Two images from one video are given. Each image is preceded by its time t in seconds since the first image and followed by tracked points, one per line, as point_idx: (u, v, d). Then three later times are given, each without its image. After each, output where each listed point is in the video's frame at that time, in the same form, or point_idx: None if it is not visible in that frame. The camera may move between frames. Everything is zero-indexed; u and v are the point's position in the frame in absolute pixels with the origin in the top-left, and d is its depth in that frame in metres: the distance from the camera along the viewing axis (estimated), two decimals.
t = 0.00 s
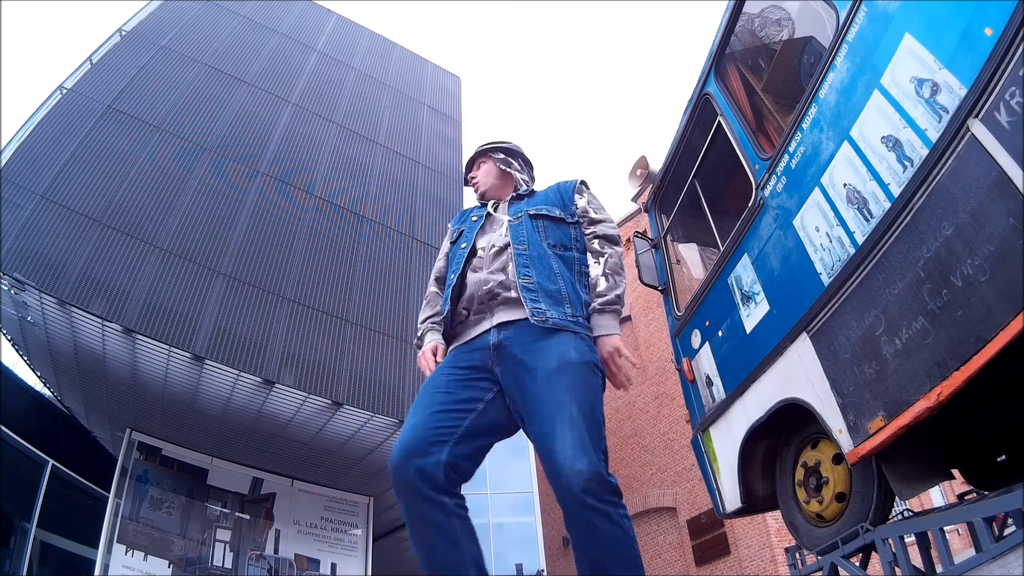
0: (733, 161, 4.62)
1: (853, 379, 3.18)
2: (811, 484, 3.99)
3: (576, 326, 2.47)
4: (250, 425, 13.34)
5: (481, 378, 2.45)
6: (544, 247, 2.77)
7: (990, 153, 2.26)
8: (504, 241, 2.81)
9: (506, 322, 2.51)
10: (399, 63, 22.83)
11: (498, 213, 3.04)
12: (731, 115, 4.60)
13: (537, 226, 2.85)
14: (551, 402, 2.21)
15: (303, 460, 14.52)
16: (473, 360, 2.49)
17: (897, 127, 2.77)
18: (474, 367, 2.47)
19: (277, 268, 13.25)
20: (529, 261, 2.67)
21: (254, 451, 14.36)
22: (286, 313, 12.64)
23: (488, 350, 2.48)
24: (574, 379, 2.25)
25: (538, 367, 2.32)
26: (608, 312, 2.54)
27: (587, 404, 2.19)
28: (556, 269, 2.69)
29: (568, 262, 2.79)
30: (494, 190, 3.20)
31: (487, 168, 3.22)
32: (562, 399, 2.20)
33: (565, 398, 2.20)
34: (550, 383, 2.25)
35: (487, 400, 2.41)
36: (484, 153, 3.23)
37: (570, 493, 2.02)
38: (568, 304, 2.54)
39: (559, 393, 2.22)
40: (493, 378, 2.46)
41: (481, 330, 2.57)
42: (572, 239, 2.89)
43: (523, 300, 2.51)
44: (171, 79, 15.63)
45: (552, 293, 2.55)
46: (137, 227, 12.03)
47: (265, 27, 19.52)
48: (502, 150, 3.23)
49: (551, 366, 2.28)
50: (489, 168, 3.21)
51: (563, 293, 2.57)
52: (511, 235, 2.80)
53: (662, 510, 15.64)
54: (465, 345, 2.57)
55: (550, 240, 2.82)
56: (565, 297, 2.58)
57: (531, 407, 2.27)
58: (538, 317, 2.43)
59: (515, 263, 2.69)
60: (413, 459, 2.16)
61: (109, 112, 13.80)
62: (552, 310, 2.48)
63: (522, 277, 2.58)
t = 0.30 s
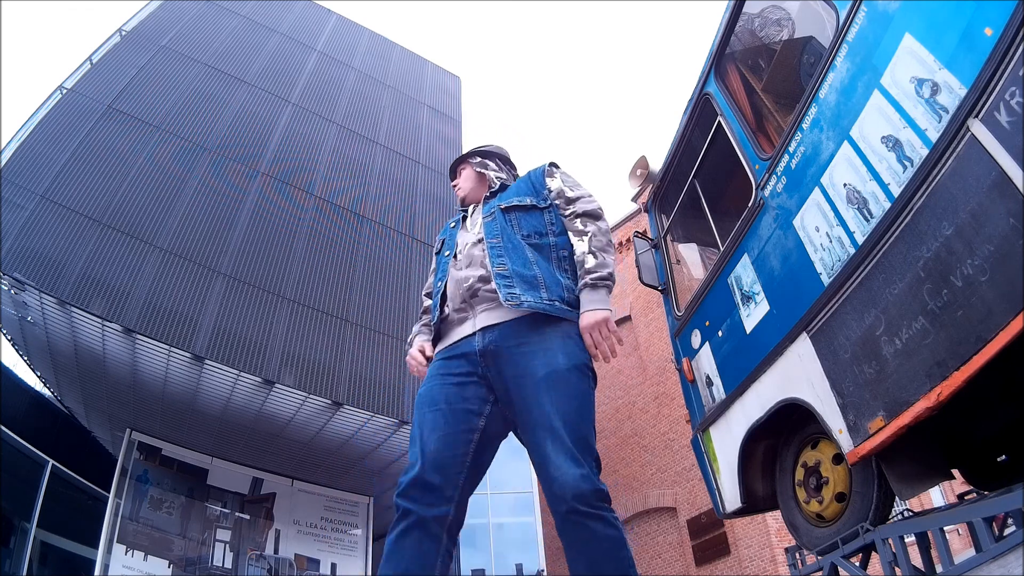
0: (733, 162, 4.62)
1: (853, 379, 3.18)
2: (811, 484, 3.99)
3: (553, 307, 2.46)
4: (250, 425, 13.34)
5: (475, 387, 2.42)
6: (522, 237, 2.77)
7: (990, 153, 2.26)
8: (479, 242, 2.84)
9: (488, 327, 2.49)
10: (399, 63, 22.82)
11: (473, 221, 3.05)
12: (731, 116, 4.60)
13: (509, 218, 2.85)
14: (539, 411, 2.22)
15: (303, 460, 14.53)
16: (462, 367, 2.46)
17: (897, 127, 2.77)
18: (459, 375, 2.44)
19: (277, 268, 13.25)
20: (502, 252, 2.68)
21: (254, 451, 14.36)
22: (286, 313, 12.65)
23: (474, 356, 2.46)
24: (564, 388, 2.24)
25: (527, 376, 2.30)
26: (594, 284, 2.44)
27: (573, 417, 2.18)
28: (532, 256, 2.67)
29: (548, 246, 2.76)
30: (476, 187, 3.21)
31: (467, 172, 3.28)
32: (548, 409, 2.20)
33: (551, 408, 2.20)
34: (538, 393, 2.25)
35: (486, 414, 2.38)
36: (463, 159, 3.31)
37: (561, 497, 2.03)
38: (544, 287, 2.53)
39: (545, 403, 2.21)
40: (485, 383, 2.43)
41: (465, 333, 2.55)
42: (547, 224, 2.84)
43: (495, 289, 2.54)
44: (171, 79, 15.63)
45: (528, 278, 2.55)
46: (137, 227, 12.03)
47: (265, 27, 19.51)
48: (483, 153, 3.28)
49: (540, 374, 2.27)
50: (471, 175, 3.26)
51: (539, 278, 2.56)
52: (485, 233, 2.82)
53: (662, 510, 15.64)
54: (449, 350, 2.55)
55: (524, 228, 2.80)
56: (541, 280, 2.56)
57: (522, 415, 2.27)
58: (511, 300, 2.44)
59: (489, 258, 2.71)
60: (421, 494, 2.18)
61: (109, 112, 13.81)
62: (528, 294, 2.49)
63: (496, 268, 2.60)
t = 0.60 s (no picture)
0: (733, 162, 4.62)
1: (853, 379, 3.18)
2: (811, 484, 3.99)
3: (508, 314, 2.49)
4: (250, 425, 13.35)
5: (458, 381, 2.38)
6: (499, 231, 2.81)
7: (990, 153, 2.26)
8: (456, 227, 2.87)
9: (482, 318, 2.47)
10: (400, 63, 22.82)
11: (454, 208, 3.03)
12: (731, 115, 4.60)
13: (495, 205, 2.92)
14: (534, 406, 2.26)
15: (303, 460, 14.53)
16: (446, 359, 2.41)
17: (897, 127, 2.77)
18: (443, 365, 2.40)
19: (277, 268, 13.25)
20: (472, 239, 2.73)
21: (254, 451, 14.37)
22: (286, 313, 12.65)
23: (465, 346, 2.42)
24: (554, 384, 2.33)
25: (518, 369, 2.34)
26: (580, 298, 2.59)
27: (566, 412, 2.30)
28: (504, 251, 2.71)
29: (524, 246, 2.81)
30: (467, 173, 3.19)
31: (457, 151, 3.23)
32: (542, 402, 2.26)
33: (545, 402, 2.28)
34: (532, 388, 2.29)
35: (467, 413, 2.36)
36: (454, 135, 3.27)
37: (557, 494, 2.08)
38: (506, 288, 2.57)
39: (541, 398, 2.27)
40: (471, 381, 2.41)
41: (451, 321, 2.50)
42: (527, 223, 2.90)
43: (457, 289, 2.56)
44: (171, 79, 15.63)
45: (492, 275, 2.59)
46: (137, 227, 12.03)
47: (265, 27, 19.52)
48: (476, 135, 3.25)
49: (534, 370, 2.32)
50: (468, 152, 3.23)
51: (503, 276, 2.60)
52: (466, 213, 2.88)
53: (662, 510, 15.64)
54: (433, 336, 2.51)
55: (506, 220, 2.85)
56: (505, 280, 2.60)
57: (509, 408, 2.29)
58: (464, 309, 2.48)
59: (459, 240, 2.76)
60: (407, 496, 2.14)
61: (108, 112, 13.81)
62: (484, 295, 2.53)
63: (462, 258, 2.64)
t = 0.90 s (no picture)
0: (733, 162, 4.62)
1: (853, 379, 3.18)
2: (811, 484, 3.99)
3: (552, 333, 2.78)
4: (250, 425, 13.35)
5: (458, 382, 2.38)
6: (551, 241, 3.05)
7: (991, 153, 2.26)
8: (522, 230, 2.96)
9: (487, 321, 2.51)
10: (399, 63, 22.81)
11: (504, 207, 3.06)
12: (731, 115, 4.60)
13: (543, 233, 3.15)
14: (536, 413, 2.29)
15: (303, 460, 14.54)
16: (444, 358, 2.40)
17: (897, 127, 2.77)
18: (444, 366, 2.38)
19: (277, 268, 13.25)
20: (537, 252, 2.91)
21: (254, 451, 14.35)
22: (286, 313, 12.65)
23: (466, 348, 2.43)
24: (553, 393, 2.38)
25: (519, 376, 2.39)
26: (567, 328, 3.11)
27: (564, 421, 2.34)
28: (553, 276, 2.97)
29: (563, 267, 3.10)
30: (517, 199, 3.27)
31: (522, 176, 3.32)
32: (540, 408, 2.31)
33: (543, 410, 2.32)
34: (532, 394, 2.34)
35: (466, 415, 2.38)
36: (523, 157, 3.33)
37: (556, 495, 2.10)
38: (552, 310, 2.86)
39: (540, 404, 2.32)
40: (469, 381, 2.42)
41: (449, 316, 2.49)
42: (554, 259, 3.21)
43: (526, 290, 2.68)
44: (171, 79, 15.63)
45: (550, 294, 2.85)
46: (137, 227, 12.03)
47: (265, 27, 19.51)
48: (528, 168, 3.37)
49: (535, 378, 2.38)
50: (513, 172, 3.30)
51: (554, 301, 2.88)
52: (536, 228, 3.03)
53: (662, 510, 15.65)
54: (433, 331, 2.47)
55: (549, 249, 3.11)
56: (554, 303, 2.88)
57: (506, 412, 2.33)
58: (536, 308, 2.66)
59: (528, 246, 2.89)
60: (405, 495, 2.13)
61: (109, 113, 13.81)
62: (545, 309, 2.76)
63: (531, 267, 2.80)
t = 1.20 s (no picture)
0: (733, 162, 4.62)
1: (853, 379, 3.18)
2: (811, 484, 3.99)
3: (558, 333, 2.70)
4: (250, 425, 13.34)
5: (439, 383, 2.45)
6: (544, 247, 2.95)
7: (991, 153, 2.26)
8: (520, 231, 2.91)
9: (455, 322, 2.50)
10: (399, 63, 22.82)
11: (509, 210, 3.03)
12: (731, 116, 4.60)
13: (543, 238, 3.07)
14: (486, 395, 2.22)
15: (303, 460, 14.54)
16: (426, 363, 2.48)
17: (898, 127, 2.77)
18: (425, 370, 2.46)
19: (277, 268, 13.25)
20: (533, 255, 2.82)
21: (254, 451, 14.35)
22: (286, 313, 12.65)
23: (438, 351, 2.48)
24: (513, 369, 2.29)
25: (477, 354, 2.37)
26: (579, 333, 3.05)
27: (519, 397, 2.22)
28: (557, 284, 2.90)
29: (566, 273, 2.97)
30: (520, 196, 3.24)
31: (525, 171, 3.27)
32: (490, 382, 2.25)
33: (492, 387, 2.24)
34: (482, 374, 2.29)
35: (447, 411, 2.41)
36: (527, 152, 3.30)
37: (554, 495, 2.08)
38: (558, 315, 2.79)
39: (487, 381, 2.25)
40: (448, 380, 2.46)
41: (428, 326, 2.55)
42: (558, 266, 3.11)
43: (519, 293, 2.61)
44: (171, 79, 15.63)
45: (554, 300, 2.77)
46: (137, 228, 12.03)
47: (265, 27, 19.51)
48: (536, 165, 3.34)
49: (487, 357, 2.31)
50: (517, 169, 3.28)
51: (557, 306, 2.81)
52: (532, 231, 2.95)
53: (662, 510, 15.65)
54: (417, 342, 2.55)
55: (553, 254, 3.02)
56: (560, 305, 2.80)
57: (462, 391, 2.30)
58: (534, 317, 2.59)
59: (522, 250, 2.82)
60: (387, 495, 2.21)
61: (109, 113, 13.80)
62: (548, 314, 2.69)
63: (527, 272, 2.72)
